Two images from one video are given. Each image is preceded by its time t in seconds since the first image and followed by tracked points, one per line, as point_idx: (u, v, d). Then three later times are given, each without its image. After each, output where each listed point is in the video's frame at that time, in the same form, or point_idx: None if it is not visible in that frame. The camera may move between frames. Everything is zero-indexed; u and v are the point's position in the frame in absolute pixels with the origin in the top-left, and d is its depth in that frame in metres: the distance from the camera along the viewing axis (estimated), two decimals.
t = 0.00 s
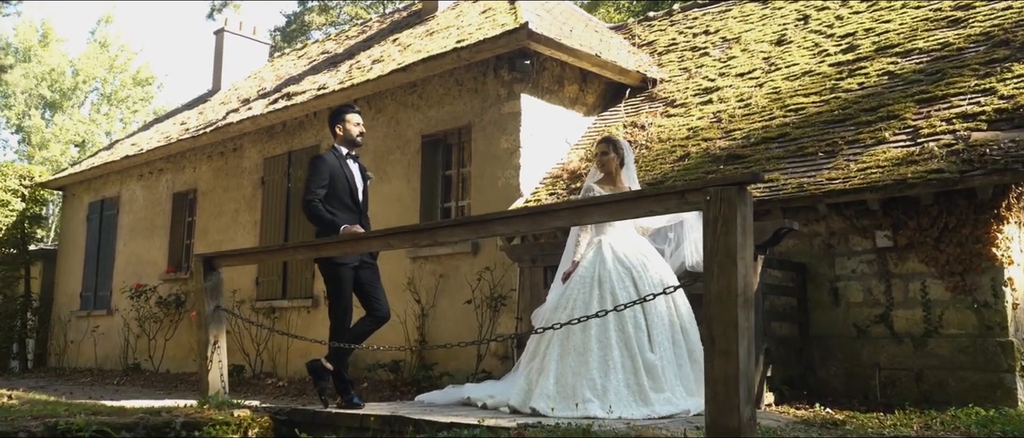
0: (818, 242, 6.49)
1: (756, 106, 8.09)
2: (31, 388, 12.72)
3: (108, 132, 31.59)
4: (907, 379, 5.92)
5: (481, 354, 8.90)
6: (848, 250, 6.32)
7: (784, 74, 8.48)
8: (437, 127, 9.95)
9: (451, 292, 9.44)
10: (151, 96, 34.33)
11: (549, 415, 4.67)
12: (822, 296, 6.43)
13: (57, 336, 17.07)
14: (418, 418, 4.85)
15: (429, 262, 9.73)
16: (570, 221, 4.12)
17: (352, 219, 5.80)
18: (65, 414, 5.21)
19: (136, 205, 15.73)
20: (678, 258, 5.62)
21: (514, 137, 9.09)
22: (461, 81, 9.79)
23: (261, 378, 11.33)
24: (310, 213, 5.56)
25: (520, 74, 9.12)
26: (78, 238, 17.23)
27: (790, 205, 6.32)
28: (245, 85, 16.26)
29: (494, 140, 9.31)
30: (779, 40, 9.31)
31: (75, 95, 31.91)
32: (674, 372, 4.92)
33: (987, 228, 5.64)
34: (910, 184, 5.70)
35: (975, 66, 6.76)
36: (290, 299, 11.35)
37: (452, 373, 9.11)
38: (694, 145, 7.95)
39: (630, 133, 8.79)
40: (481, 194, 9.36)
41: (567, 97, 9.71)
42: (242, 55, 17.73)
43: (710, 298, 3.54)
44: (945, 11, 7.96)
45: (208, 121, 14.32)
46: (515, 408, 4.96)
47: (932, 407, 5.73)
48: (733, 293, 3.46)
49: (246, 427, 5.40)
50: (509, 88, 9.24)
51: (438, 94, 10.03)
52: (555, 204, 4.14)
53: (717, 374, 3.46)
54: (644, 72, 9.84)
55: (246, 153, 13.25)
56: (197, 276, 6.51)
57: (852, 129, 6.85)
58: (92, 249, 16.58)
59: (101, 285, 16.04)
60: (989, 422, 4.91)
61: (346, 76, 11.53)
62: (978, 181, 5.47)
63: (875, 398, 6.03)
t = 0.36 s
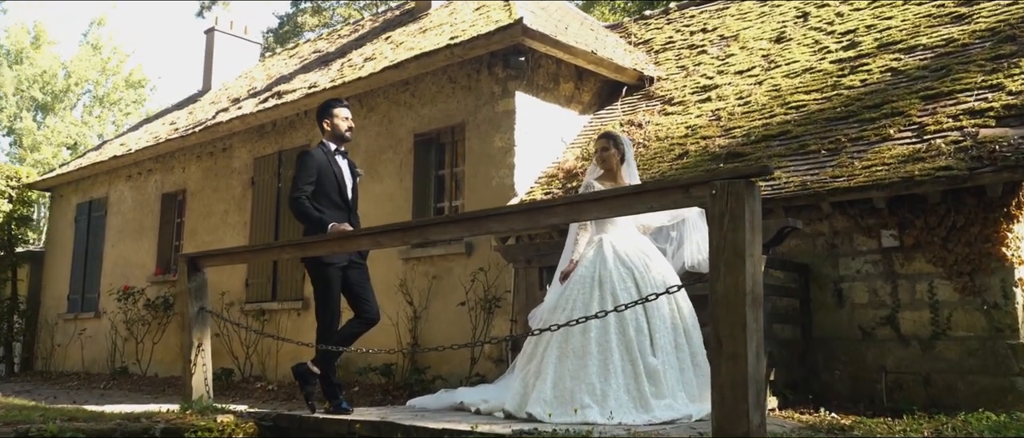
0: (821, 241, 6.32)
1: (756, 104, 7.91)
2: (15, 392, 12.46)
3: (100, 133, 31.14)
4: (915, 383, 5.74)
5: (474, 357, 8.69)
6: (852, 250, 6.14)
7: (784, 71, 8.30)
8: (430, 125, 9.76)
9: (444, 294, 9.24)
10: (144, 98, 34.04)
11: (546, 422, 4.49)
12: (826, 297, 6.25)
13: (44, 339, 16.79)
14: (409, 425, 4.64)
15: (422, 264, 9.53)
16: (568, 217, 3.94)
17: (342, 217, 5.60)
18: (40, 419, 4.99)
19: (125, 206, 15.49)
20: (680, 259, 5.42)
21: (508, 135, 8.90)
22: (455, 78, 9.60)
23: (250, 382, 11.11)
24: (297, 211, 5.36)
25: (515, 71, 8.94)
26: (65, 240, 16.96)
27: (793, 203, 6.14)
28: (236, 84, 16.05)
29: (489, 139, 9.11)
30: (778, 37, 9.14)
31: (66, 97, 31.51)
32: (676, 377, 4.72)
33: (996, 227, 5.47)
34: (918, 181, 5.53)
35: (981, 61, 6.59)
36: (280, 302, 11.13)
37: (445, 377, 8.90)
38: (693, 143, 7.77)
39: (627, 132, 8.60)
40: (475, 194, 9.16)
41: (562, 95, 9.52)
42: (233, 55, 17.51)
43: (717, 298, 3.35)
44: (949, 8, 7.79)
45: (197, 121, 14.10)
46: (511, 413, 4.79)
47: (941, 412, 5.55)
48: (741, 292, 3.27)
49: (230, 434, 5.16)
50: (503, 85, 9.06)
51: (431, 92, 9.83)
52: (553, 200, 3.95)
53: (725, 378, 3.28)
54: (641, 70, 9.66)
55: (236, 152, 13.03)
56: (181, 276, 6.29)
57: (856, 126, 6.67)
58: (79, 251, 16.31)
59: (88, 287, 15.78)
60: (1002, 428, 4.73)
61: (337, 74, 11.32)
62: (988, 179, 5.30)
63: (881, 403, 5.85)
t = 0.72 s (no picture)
0: (822, 240, 6.13)
1: (753, 101, 7.73)
2: None
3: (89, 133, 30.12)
4: (920, 387, 5.56)
5: (465, 360, 8.47)
6: (855, 249, 5.96)
7: (782, 67, 8.11)
8: (420, 123, 9.54)
9: (434, 295, 9.02)
10: (134, 100, 33.67)
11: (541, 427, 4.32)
12: (827, 298, 6.06)
13: (26, 342, 16.46)
14: (394, 430, 4.42)
15: (411, 264, 9.31)
16: (562, 211, 3.73)
17: (328, 214, 5.38)
18: (7, 426, 4.74)
19: (109, 206, 15.21)
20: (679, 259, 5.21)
21: (500, 132, 8.69)
22: (445, 75, 9.39)
23: (235, 386, 10.85)
24: (282, 207, 5.13)
25: (507, 67, 8.74)
26: (48, 241, 16.66)
27: (793, 201, 5.96)
28: (223, 83, 15.79)
29: (480, 137, 8.91)
30: (775, 34, 8.96)
31: (55, 98, 30.96)
32: (676, 382, 4.52)
33: (1004, 225, 5.30)
34: (923, 178, 5.35)
35: (985, 56, 6.42)
36: (265, 304, 10.89)
37: (434, 381, 8.68)
38: (689, 140, 7.58)
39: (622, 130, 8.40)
40: (466, 193, 8.95)
41: (555, 92, 9.32)
42: (220, 54, 17.26)
43: (722, 296, 3.15)
44: (950, 3, 7.62)
45: (183, 119, 13.84)
46: (505, 418, 4.61)
47: (947, 416, 5.37)
48: (747, 289, 3.07)
49: None
50: (495, 82, 8.85)
51: (421, 89, 9.62)
52: (547, 193, 3.75)
53: (731, 382, 3.08)
54: (635, 67, 9.46)
55: (222, 151, 12.78)
56: (160, 275, 6.05)
57: (857, 122, 6.49)
58: (62, 252, 16.01)
59: (71, 289, 15.48)
60: (1014, 434, 4.55)
61: (325, 72, 11.10)
62: (997, 175, 5.12)
63: (885, 407, 5.67)
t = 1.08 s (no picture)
0: (822, 240, 5.93)
1: (750, 97, 7.53)
2: None
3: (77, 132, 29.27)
4: (924, 391, 5.36)
5: (453, 363, 8.24)
6: (856, 248, 5.77)
7: (778, 63, 7.93)
8: (408, 120, 9.31)
9: (421, 297, 8.79)
10: (120, 102, 33.26)
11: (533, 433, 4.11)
12: (827, 299, 5.86)
13: (5, 345, 16.11)
14: None
15: (398, 265, 9.08)
16: (555, 206, 3.52)
17: (312, 211, 5.04)
18: None
19: (91, 206, 14.90)
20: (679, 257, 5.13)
21: (490, 130, 8.47)
22: (434, 71, 9.16)
23: (217, 390, 10.58)
24: (262, 201, 4.80)
25: (497, 63, 8.52)
26: (29, 242, 16.32)
27: (793, 199, 5.76)
28: (208, 81, 15.50)
29: (469, 134, 8.68)
30: (771, 30, 8.78)
31: (41, 100, 30.31)
32: (675, 388, 4.32)
33: (1012, 223, 5.11)
34: (928, 174, 5.16)
35: (989, 50, 6.25)
36: (249, 306, 10.62)
37: (422, 385, 8.45)
38: (684, 137, 7.37)
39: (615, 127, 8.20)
40: (455, 192, 8.72)
41: (546, 89, 9.11)
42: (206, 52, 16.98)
43: (727, 294, 2.95)
44: None
45: (166, 117, 13.56)
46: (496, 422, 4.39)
47: (953, 422, 5.18)
48: (754, 287, 2.88)
49: None
50: (485, 78, 8.64)
51: (409, 85, 9.39)
52: (538, 185, 3.53)
53: (737, 388, 2.88)
54: (628, 64, 9.25)
55: (206, 150, 12.52)
56: (134, 275, 5.79)
57: (857, 118, 6.30)
58: (43, 253, 15.68)
59: (52, 291, 15.15)
60: None
61: (312, 68, 10.85)
62: (1006, 171, 4.93)
63: (888, 412, 5.47)
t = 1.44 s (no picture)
0: (823, 240, 5.71)
1: (746, 94, 7.32)
2: None
3: (60, 133, 28.73)
4: (930, 397, 5.15)
5: (440, 368, 7.99)
6: (858, 249, 5.55)
7: (775, 60, 7.72)
8: (395, 119, 9.06)
9: (408, 300, 8.55)
10: (108, 106, 31.64)
11: None
12: (828, 302, 5.65)
13: None
14: None
15: (384, 267, 8.84)
16: (547, 200, 3.28)
17: (294, 209, 4.63)
18: None
19: (72, 207, 14.57)
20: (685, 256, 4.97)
21: (479, 128, 8.24)
22: (422, 68, 8.91)
23: (198, 396, 10.30)
24: (238, 199, 4.41)
25: (487, 59, 8.28)
26: (9, 245, 15.96)
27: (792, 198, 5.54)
28: (193, 80, 15.18)
29: (458, 132, 8.44)
30: (767, 27, 8.58)
31: (28, 101, 28.57)
32: (675, 396, 4.09)
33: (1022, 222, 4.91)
34: (935, 171, 4.95)
35: (994, 45, 6.07)
36: (232, 309, 10.35)
37: (407, 391, 8.20)
38: (679, 135, 7.15)
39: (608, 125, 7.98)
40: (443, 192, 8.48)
41: (538, 87, 8.89)
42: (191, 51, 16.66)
43: (735, 293, 2.73)
44: None
45: (149, 117, 13.25)
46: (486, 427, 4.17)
47: (961, 430, 4.97)
48: (763, 286, 2.66)
49: None
50: (474, 74, 8.40)
51: (396, 82, 9.13)
52: (528, 179, 3.29)
53: (744, 395, 2.66)
54: (621, 62, 9.02)
55: (188, 150, 12.23)
56: (104, 276, 5.51)
57: (858, 114, 6.10)
58: (22, 256, 15.33)
59: (32, 295, 14.81)
60: None
61: (297, 66, 10.58)
62: (1016, 168, 4.72)
63: (892, 419, 5.25)
